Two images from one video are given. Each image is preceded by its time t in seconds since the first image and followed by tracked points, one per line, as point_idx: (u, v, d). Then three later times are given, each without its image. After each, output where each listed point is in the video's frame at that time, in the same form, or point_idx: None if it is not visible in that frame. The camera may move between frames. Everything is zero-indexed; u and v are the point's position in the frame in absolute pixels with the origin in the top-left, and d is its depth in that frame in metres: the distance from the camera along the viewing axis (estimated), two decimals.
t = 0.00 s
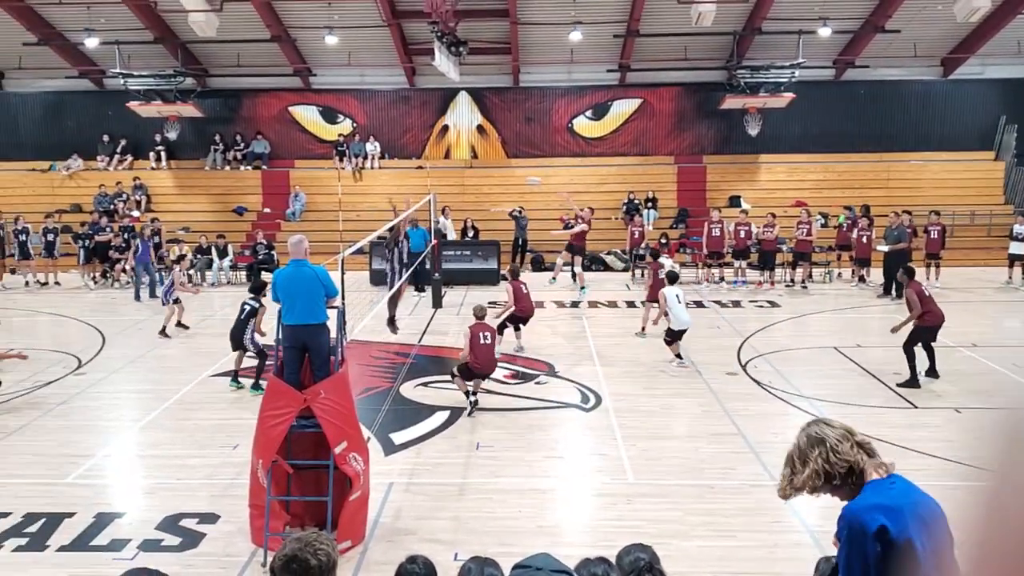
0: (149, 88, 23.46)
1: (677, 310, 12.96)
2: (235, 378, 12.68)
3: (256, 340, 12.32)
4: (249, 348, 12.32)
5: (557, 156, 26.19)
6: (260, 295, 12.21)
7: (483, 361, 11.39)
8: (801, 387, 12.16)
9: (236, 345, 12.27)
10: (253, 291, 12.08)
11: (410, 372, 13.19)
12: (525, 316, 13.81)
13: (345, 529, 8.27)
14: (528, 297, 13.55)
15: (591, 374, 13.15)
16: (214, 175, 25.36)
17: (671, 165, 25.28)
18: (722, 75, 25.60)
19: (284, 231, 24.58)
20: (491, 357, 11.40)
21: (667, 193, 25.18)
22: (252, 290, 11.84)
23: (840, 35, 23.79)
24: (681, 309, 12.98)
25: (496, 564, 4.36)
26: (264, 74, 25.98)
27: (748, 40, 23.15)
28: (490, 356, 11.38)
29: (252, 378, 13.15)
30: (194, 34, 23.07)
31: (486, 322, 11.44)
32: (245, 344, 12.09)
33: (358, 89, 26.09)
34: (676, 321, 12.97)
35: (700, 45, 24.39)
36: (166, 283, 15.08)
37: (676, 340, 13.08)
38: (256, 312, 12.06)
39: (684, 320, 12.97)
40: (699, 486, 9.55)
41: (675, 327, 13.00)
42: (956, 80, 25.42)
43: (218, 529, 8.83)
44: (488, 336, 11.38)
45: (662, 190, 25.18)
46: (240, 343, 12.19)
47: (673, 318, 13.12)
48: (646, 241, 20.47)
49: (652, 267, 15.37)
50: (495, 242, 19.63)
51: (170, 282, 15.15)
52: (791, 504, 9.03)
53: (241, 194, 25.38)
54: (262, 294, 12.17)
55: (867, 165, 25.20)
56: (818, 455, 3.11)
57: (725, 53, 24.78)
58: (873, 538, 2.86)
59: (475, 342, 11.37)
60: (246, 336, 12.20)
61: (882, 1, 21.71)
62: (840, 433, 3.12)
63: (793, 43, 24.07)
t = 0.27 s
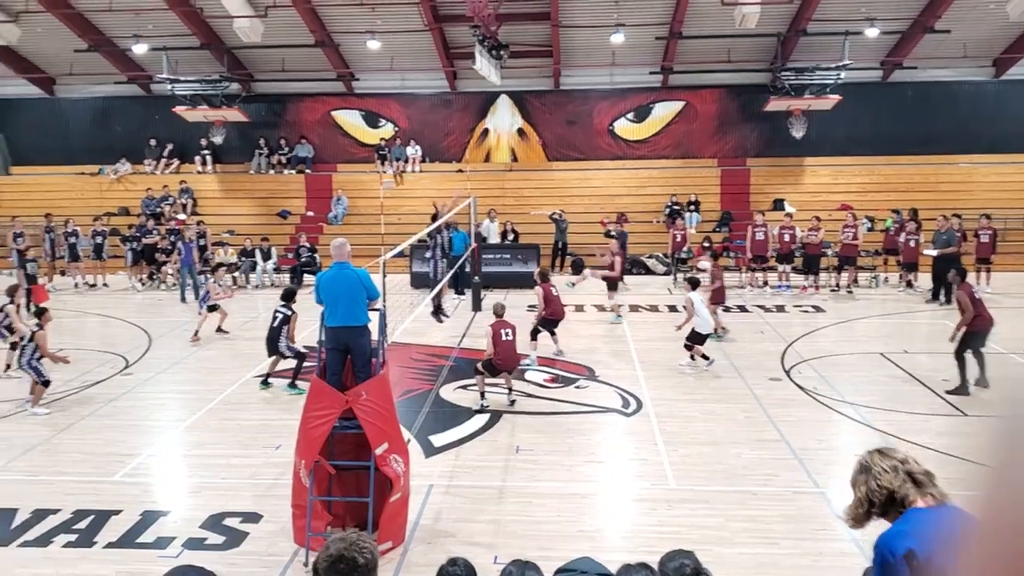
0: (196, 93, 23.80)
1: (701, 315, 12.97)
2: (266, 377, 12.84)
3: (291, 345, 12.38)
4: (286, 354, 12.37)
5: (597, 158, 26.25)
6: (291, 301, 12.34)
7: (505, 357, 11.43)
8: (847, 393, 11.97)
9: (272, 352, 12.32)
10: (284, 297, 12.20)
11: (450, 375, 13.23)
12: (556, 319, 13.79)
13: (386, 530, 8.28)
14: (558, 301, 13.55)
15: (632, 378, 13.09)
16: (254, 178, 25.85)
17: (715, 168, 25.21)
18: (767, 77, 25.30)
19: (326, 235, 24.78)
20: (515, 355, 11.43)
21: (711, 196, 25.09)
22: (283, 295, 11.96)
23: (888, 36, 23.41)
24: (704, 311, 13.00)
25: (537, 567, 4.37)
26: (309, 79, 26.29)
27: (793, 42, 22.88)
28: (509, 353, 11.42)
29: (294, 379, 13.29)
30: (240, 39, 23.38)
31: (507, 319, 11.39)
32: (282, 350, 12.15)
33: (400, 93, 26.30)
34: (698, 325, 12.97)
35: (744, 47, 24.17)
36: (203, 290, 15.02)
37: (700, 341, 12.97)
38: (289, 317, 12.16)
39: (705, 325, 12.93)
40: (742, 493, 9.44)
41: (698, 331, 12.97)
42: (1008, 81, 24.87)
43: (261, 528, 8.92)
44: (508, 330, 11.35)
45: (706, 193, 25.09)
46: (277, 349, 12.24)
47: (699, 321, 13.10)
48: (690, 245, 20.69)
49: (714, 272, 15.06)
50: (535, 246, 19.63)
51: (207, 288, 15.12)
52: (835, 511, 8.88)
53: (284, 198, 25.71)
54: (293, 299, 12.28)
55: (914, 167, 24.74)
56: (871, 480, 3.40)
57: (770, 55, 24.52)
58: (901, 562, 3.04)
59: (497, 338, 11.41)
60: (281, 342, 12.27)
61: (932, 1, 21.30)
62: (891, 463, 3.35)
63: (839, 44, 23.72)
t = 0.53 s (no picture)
0: (273, 99, 24.30)
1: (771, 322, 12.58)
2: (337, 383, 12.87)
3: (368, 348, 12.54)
4: (363, 357, 12.55)
5: (669, 160, 26.13)
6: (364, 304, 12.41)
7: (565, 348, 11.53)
8: (930, 403, 11.61)
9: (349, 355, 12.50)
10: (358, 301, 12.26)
11: (519, 378, 13.25)
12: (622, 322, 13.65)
13: (456, 531, 8.31)
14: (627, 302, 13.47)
15: (703, 384, 12.92)
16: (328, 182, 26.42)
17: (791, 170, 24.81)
18: (845, 78, 24.83)
19: (398, 238, 25.04)
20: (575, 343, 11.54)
21: (787, 199, 24.54)
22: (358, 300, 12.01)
23: (974, 34, 22.68)
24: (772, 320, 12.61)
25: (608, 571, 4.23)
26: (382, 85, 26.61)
27: (873, 41, 22.26)
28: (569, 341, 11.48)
29: (367, 380, 13.47)
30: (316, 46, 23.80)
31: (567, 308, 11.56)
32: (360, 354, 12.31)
33: (471, 97, 26.47)
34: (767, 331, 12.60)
35: (822, 47, 23.65)
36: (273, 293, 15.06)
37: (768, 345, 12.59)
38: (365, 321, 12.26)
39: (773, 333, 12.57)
40: (818, 502, 9.21)
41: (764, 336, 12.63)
42: None
43: (333, 526, 9.04)
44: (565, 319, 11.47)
45: (782, 195, 24.59)
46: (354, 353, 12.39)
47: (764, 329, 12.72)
48: (766, 249, 20.50)
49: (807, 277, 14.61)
50: (605, 249, 19.53)
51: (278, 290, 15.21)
52: (917, 523, 8.60)
53: (356, 202, 26.18)
54: (368, 302, 12.32)
55: (999, 169, 23.96)
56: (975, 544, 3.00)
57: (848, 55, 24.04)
58: None
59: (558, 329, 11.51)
60: (358, 345, 12.43)
61: None
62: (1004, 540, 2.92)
63: (921, 44, 23.06)
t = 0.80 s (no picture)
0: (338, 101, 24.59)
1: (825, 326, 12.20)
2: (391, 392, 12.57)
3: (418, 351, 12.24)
4: (413, 362, 12.23)
5: (735, 159, 25.77)
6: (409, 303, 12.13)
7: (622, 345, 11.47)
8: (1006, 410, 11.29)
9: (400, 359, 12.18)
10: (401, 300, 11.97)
11: (580, 379, 13.24)
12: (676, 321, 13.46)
13: (518, 530, 8.29)
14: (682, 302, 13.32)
15: (768, 388, 12.74)
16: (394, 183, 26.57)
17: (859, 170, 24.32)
18: (918, 74, 24.28)
19: (459, 238, 25.22)
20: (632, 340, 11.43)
21: (856, 199, 24.10)
22: (397, 300, 11.63)
23: None
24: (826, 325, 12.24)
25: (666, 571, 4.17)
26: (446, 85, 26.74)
27: (948, 37, 21.71)
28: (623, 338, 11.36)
29: (429, 378, 13.58)
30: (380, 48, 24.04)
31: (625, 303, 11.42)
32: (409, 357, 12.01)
33: (534, 97, 26.49)
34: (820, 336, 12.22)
35: (895, 43, 23.23)
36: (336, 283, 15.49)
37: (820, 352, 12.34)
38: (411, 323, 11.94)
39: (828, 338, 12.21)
40: (886, 509, 9.01)
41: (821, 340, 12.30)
42: None
43: (395, 522, 9.11)
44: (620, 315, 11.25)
45: (850, 195, 24.16)
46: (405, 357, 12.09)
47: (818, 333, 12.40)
48: (834, 249, 20.14)
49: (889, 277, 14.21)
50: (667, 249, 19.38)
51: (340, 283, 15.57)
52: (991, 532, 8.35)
53: (418, 202, 26.39)
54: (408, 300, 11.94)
55: None
56: None
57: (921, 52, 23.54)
58: None
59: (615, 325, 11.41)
60: (410, 348, 12.10)
61: None
62: None
63: (997, 39, 22.36)
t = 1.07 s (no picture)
0: (367, 102, 24.70)
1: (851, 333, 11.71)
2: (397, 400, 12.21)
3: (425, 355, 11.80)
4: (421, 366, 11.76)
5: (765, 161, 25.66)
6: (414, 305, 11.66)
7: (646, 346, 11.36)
8: None
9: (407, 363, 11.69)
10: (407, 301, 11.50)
11: (607, 380, 13.22)
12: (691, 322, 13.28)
13: (544, 531, 8.25)
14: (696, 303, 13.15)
15: (797, 391, 12.64)
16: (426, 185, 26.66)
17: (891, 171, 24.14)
18: (952, 75, 24.04)
19: (487, 239, 25.28)
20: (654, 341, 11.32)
21: (888, 201, 23.94)
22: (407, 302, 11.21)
23: None
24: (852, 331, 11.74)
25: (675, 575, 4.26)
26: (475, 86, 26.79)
27: (982, 37, 21.49)
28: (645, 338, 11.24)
29: (456, 379, 13.60)
30: (410, 49, 24.09)
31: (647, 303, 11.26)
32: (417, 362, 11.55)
33: (562, 98, 26.54)
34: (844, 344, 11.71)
35: (928, 44, 22.96)
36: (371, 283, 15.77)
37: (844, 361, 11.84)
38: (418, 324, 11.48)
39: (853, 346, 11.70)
40: (916, 514, 8.91)
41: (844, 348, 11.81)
42: None
43: (421, 522, 9.11)
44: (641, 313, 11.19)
45: (882, 197, 24.00)
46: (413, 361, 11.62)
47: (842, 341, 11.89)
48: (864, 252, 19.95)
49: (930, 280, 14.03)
50: (698, 253, 19.41)
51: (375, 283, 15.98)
52: None
53: (447, 202, 26.47)
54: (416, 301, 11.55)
55: None
56: None
57: (956, 52, 23.25)
58: None
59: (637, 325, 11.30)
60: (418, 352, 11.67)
61: None
62: None
63: None
